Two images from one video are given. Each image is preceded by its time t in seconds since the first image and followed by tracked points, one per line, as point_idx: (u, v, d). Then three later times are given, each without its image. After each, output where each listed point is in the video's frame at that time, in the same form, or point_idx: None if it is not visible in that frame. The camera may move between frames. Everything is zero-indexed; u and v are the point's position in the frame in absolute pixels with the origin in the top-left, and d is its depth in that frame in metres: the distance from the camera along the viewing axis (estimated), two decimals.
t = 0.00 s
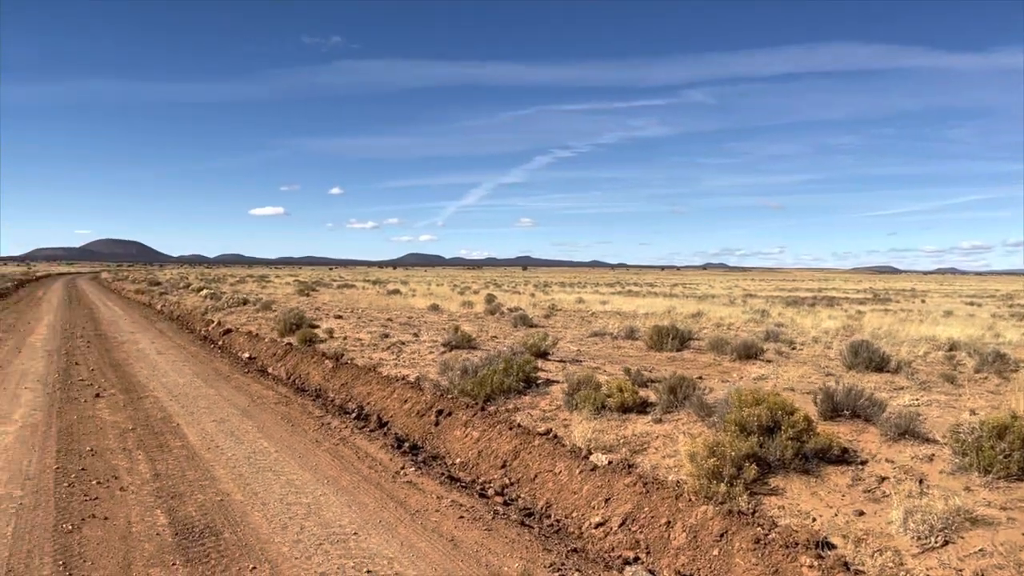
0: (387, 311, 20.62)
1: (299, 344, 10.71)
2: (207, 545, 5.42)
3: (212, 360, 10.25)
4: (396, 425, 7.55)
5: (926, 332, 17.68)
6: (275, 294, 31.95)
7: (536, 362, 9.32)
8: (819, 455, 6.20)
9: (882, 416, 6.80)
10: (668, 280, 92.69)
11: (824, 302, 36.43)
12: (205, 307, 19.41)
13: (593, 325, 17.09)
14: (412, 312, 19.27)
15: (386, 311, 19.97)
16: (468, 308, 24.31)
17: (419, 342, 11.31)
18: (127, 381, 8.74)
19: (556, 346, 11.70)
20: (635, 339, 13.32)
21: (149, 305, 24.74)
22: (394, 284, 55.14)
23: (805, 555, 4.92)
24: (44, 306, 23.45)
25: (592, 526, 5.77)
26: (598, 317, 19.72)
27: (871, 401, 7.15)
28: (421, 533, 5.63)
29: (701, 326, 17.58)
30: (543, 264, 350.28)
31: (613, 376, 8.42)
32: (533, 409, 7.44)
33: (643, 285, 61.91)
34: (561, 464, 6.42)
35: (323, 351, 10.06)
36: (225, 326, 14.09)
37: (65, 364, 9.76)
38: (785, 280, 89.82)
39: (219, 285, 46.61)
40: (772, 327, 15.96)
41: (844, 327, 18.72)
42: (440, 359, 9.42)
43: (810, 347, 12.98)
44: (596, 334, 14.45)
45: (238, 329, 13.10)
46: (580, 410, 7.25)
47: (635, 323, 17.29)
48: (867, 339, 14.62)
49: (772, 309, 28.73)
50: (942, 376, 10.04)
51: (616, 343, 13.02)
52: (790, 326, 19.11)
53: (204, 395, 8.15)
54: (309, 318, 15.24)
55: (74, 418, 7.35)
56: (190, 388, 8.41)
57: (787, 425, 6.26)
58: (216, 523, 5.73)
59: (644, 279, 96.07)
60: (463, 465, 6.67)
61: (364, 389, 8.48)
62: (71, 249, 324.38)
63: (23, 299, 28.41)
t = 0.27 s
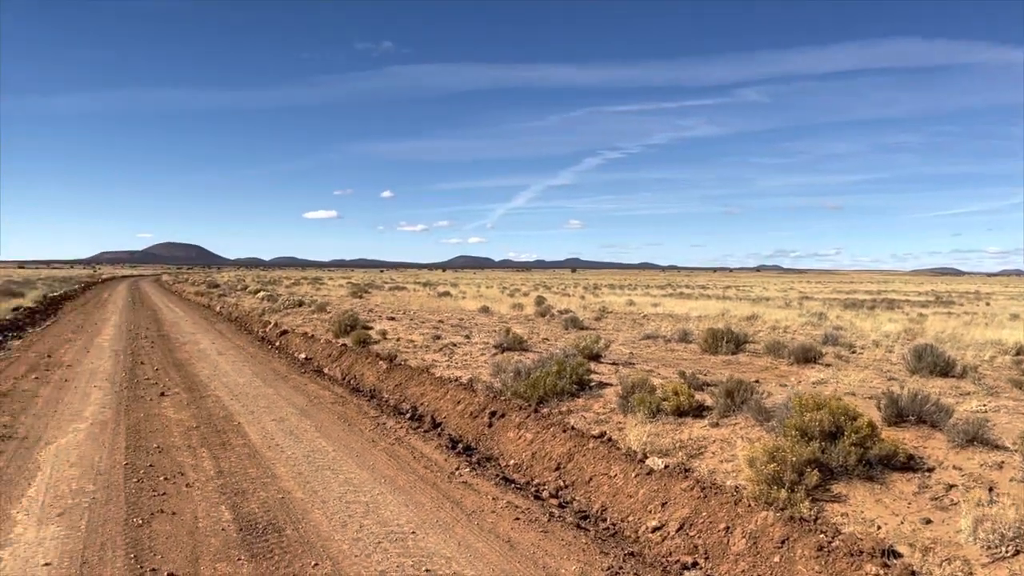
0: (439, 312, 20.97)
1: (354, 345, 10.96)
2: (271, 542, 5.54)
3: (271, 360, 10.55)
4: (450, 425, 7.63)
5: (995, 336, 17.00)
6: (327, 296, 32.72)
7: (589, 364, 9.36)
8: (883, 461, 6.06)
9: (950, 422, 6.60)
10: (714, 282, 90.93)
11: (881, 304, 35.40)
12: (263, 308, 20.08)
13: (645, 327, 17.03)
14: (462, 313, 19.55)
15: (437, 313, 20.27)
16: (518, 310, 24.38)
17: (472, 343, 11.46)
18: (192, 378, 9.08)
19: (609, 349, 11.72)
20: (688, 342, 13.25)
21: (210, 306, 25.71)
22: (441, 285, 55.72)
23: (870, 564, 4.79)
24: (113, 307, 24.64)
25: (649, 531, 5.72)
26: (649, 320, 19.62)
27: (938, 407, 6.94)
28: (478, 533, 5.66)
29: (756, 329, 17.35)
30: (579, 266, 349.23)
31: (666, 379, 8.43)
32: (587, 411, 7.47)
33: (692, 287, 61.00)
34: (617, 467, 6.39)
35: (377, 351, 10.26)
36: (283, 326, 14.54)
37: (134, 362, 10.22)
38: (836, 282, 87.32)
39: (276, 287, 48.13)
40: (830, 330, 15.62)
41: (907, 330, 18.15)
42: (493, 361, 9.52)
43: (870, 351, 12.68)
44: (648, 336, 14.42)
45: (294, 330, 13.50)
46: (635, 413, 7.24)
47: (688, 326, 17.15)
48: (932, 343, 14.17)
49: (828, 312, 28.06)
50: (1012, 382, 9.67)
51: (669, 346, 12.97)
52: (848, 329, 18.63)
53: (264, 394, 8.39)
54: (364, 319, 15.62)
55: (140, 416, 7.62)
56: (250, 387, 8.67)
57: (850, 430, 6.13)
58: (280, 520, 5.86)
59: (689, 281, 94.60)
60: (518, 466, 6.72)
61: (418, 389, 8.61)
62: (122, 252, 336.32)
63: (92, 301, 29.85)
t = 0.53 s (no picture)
0: (491, 314, 21.17)
1: (408, 346, 11.14)
2: (335, 537, 5.66)
3: (329, 360, 10.83)
4: (504, 426, 7.66)
5: None
6: (379, 297, 33.29)
7: (646, 366, 9.33)
8: (953, 468, 5.87)
9: None
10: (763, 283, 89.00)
11: (945, 307, 34.11)
12: (320, 308, 20.64)
13: (700, 330, 16.85)
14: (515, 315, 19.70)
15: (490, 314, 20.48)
16: (570, 312, 24.33)
17: (526, 345, 11.55)
18: (250, 377, 9.36)
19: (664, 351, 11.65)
20: (744, 345, 13.07)
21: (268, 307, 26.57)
22: (490, 287, 55.96)
23: (941, 571, 4.60)
24: (178, 308, 25.73)
25: (707, 536, 5.63)
26: (703, 323, 19.41)
27: (1011, 413, 6.70)
28: (535, 534, 5.66)
29: (817, 332, 16.96)
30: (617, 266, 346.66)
31: (724, 383, 8.36)
32: (640, 413, 7.44)
33: (744, 289, 59.79)
34: (675, 471, 6.33)
35: (431, 352, 10.42)
36: (339, 326, 14.91)
37: (196, 361, 10.56)
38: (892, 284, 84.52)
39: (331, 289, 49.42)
40: (893, 333, 15.18)
41: (977, 334, 17.47)
42: (546, 363, 9.55)
43: (937, 356, 12.26)
44: (702, 338, 14.29)
45: (350, 331, 13.76)
46: (692, 416, 7.19)
47: (745, 329, 16.91)
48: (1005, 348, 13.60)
49: (890, 314, 27.18)
50: None
51: (725, 348, 12.80)
52: (912, 332, 18.06)
53: (320, 393, 8.57)
54: (419, 319, 15.91)
55: (204, 414, 7.86)
56: (308, 386, 8.89)
57: (918, 436, 5.96)
58: (339, 516, 5.98)
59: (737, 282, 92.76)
60: (574, 468, 6.72)
61: (471, 390, 8.69)
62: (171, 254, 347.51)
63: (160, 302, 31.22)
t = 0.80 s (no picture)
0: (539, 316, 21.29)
1: (456, 347, 11.28)
2: (390, 537, 5.73)
3: (378, 361, 11.04)
4: (554, 429, 7.70)
5: None
6: (425, 299, 33.76)
7: (698, 370, 9.28)
8: (1022, 478, 5.66)
9: None
10: (811, 285, 86.87)
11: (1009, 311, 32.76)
12: (371, 309, 21.06)
13: (751, 333, 16.63)
14: (562, 318, 19.78)
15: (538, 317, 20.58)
16: (617, 315, 24.17)
17: (575, 348, 11.60)
18: (304, 377, 9.61)
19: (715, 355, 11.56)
20: (798, 350, 12.87)
21: (319, 308, 27.22)
22: (534, 290, 55.95)
23: None
24: (234, 309, 26.60)
25: (763, 542, 5.52)
26: (755, 327, 19.13)
27: None
28: (588, 538, 5.64)
29: (874, 337, 16.55)
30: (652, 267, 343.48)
31: (779, 389, 8.25)
32: (692, 417, 7.40)
33: (794, 292, 58.35)
34: (729, 477, 6.27)
35: (479, 354, 10.53)
36: (389, 327, 15.19)
37: (251, 361, 10.88)
38: (947, 287, 81.57)
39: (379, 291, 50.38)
40: (956, 338, 14.71)
41: None
42: (595, 367, 9.58)
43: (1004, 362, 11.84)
44: (754, 341, 14.12)
45: (398, 332, 14.01)
46: (746, 421, 7.13)
47: (799, 333, 16.62)
48: None
49: (951, 318, 26.28)
50: None
51: (778, 353, 12.62)
52: (975, 337, 17.43)
53: (371, 393, 8.74)
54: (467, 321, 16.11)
55: (260, 413, 8.08)
56: (359, 386, 9.07)
57: (983, 445, 5.77)
58: (393, 516, 6.06)
59: (782, 284, 90.69)
60: (626, 472, 6.72)
61: (520, 393, 8.77)
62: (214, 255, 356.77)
63: (216, 303, 32.31)
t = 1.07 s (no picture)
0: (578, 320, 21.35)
1: (497, 351, 11.39)
2: (435, 538, 5.78)
3: (420, 364, 11.20)
4: (596, 434, 7.73)
5: None
6: (463, 302, 34.05)
7: (743, 376, 9.23)
8: None
9: None
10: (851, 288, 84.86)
11: None
12: (411, 312, 21.36)
13: (796, 339, 16.41)
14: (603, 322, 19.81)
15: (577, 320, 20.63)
16: (657, 319, 24.03)
17: (617, 352, 11.62)
18: (348, 379, 9.80)
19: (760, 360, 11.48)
20: (844, 356, 12.68)
21: (359, 311, 27.70)
22: (572, 293, 55.71)
23: None
24: (277, 311, 27.22)
25: (810, 550, 5.44)
26: (800, 332, 18.86)
27: None
28: (632, 543, 5.61)
29: (925, 343, 16.17)
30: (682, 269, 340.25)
31: (826, 396, 8.18)
32: (737, 423, 7.38)
33: (835, 296, 57.27)
34: (776, 484, 6.21)
35: (520, 358, 10.61)
36: (430, 330, 15.39)
37: (296, 363, 11.13)
38: (995, 291, 78.84)
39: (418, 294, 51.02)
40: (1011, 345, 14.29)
41: None
42: (638, 371, 9.60)
43: None
44: (799, 347, 13.96)
45: (438, 335, 14.18)
46: (793, 428, 7.09)
47: (846, 338, 16.35)
48: None
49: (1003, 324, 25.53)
50: None
51: (825, 359, 12.45)
52: None
53: (414, 395, 8.87)
54: (508, 324, 16.25)
55: (305, 414, 8.24)
56: (402, 389, 9.21)
57: None
58: (438, 517, 6.11)
59: (821, 287, 88.92)
60: (670, 477, 6.71)
61: (562, 397, 8.81)
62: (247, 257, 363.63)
63: (260, 305, 33.12)
